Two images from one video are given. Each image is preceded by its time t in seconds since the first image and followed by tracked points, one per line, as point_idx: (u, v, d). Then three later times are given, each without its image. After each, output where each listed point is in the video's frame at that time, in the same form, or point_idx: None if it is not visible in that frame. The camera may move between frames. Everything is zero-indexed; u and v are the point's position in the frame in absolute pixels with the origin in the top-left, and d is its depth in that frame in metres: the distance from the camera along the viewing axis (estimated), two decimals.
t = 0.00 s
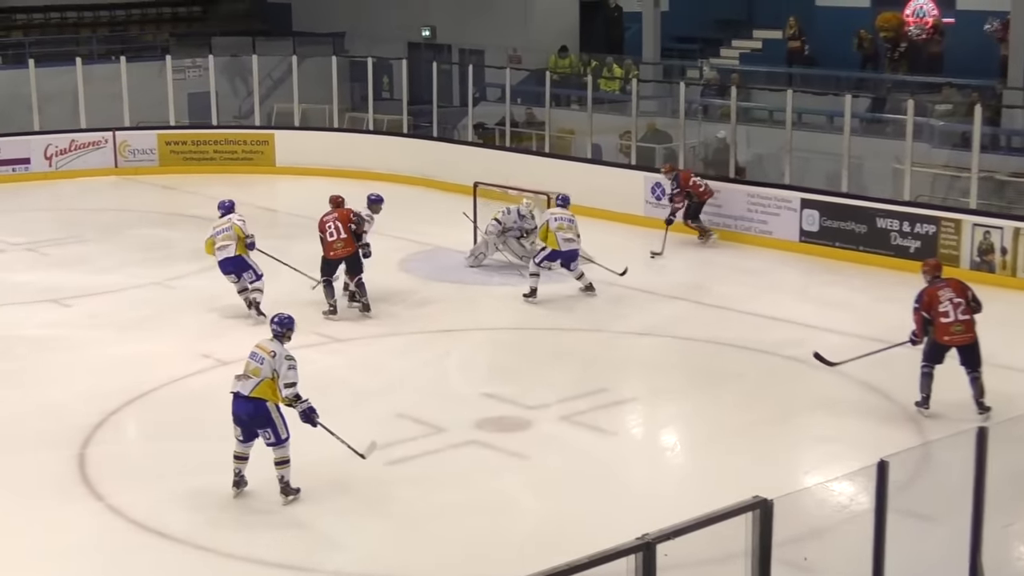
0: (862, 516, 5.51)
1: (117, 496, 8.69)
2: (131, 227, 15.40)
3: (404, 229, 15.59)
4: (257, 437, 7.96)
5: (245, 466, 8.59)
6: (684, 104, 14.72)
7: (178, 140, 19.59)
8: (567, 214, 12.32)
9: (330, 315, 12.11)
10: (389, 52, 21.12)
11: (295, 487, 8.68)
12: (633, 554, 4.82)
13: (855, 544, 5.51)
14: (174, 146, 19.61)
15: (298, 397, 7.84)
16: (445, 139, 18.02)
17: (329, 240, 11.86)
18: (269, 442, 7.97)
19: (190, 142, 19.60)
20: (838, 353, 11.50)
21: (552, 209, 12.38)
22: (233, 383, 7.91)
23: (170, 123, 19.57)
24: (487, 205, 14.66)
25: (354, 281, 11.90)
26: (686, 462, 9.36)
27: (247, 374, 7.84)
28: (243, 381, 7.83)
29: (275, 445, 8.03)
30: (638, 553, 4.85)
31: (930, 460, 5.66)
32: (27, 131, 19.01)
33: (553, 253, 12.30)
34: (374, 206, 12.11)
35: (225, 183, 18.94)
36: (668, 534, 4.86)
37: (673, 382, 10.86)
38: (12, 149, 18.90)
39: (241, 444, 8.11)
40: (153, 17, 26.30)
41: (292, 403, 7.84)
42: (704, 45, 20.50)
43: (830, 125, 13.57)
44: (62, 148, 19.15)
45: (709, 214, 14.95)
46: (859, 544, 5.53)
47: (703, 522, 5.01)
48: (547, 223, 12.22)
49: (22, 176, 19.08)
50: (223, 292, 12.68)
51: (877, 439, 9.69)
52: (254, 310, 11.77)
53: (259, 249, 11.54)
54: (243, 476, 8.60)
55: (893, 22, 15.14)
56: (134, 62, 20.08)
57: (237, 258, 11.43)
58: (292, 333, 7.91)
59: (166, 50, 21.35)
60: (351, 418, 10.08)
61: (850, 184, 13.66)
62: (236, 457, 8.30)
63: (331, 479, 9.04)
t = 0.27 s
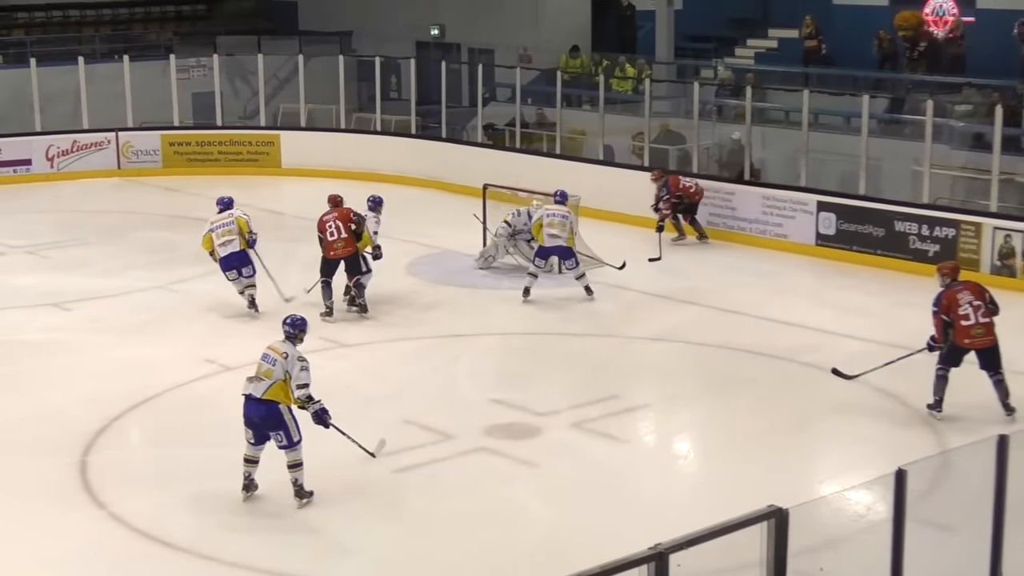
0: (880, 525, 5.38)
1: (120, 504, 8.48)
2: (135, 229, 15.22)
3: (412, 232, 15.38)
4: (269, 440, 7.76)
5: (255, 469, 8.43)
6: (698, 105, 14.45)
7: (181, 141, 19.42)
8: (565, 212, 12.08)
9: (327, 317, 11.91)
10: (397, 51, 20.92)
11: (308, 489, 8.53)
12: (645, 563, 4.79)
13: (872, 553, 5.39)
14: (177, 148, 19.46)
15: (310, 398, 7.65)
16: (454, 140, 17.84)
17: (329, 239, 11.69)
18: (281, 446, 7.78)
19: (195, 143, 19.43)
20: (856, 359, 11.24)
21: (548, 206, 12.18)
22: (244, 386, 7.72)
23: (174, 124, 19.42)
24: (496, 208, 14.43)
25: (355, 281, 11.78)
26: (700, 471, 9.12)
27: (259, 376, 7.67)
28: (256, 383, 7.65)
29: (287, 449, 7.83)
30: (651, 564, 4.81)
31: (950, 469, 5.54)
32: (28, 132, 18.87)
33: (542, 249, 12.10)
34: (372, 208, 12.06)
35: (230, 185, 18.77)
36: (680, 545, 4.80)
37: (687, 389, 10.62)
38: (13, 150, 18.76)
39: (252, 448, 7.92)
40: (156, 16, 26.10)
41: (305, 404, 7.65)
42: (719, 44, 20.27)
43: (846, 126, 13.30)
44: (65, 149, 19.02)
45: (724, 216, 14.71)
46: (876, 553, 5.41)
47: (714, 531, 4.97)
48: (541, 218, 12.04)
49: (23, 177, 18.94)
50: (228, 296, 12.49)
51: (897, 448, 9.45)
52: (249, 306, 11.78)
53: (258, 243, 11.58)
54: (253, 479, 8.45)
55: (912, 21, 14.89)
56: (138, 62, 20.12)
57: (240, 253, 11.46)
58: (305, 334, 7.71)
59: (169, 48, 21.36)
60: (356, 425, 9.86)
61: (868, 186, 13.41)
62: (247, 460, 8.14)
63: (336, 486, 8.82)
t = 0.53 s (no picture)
0: (892, 533, 5.27)
1: (119, 510, 8.29)
2: (134, 231, 15.06)
3: (416, 234, 15.21)
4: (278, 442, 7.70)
5: (261, 471, 8.32)
6: (707, 104, 14.33)
7: (181, 141, 19.26)
8: (559, 211, 12.09)
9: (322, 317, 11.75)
10: (400, 50, 20.74)
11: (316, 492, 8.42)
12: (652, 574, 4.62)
13: (884, 561, 5.24)
14: (177, 148, 19.29)
15: (317, 399, 7.54)
16: (459, 140, 17.67)
17: (325, 239, 11.66)
18: (289, 448, 7.69)
19: (194, 144, 19.27)
20: (868, 364, 11.03)
21: (542, 203, 12.21)
22: (252, 388, 7.64)
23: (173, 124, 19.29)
24: (501, 209, 14.26)
25: (352, 281, 11.73)
26: (708, 478, 8.91)
27: (266, 377, 7.59)
28: (264, 385, 7.57)
29: (296, 451, 7.76)
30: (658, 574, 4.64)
31: (964, 474, 5.40)
32: (26, 132, 18.74)
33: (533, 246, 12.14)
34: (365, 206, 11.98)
35: (230, 186, 18.62)
36: (689, 554, 4.63)
37: (696, 394, 10.43)
38: (11, 151, 18.61)
39: (259, 449, 7.84)
40: (155, 14, 25.94)
41: (311, 406, 7.52)
42: (728, 44, 20.08)
43: (859, 125, 13.12)
44: (63, 150, 18.89)
45: (733, 218, 14.48)
46: (888, 561, 5.27)
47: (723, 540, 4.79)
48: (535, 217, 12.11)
49: (21, 178, 18.79)
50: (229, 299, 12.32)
51: (911, 453, 9.24)
52: (237, 304, 11.86)
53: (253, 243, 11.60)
54: (259, 482, 8.34)
55: (925, 20, 14.70)
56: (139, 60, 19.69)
57: (239, 254, 11.46)
58: (312, 334, 7.68)
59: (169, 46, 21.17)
60: (359, 430, 9.69)
61: (880, 189, 13.20)
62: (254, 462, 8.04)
63: (337, 493, 8.63)
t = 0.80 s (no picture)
0: (908, 543, 5.20)
1: (119, 518, 8.07)
2: (135, 234, 14.88)
3: (422, 237, 15.01)
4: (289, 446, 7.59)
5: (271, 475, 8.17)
6: (719, 105, 14.09)
7: (183, 142, 19.08)
8: (558, 214, 11.89)
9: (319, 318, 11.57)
10: (406, 49, 20.55)
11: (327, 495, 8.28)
12: None
13: (899, 571, 5.20)
14: (179, 149, 19.13)
15: (327, 402, 7.48)
16: (466, 141, 17.48)
17: (321, 240, 11.51)
18: (300, 451, 7.59)
19: (196, 144, 19.10)
20: (885, 369, 10.79)
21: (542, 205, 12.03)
22: (262, 391, 7.53)
23: (175, 124, 19.14)
24: (508, 212, 14.06)
25: (346, 281, 11.55)
26: (722, 487, 8.68)
27: (277, 380, 7.48)
28: (275, 388, 7.46)
29: (307, 454, 7.64)
30: None
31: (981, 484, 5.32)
32: (25, 132, 18.59)
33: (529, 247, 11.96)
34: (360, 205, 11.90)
35: (234, 187, 18.44)
36: (701, 563, 4.57)
37: (708, 400, 10.20)
38: (11, 152, 18.45)
39: (269, 452, 7.73)
40: (156, 13, 25.75)
41: (322, 408, 7.48)
42: (741, 43, 19.86)
43: (874, 127, 12.88)
44: (63, 151, 18.74)
45: (746, 221, 14.26)
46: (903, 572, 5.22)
47: (737, 549, 4.73)
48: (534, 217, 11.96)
49: (19, 179, 18.62)
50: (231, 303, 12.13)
51: (930, 461, 9.00)
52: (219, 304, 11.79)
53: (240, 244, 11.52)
54: (268, 486, 8.19)
55: (943, 19, 14.47)
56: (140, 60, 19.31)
57: (227, 254, 11.36)
58: (323, 336, 7.53)
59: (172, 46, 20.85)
60: (363, 437, 9.47)
61: (896, 192, 12.96)
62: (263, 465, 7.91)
63: (342, 500, 8.41)
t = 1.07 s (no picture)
0: (929, 553, 5.03)
1: (123, 524, 7.86)
2: (140, 235, 14.72)
3: (431, 239, 14.81)
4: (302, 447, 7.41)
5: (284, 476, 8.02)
6: (736, 104, 13.87)
7: (188, 142, 18.96)
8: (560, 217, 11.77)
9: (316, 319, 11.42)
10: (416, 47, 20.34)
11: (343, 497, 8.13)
12: None
13: None
14: (184, 149, 19.01)
15: (342, 404, 7.31)
16: (476, 141, 17.28)
17: (320, 240, 11.33)
18: (314, 452, 7.42)
19: (201, 144, 18.97)
20: (906, 374, 10.55)
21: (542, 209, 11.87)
22: (275, 392, 7.34)
23: (180, 124, 18.99)
24: (520, 213, 13.87)
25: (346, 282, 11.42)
26: (738, 494, 8.45)
27: (291, 380, 7.29)
28: (289, 389, 7.27)
29: (320, 456, 7.48)
30: None
31: (1006, 492, 5.14)
32: (29, 132, 18.45)
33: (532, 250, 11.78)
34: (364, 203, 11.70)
35: (241, 188, 18.27)
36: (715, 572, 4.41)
37: (724, 406, 9.96)
38: (14, 152, 18.33)
39: (281, 454, 7.56)
40: (162, 11, 25.57)
41: (337, 410, 7.31)
42: (758, 41, 19.62)
43: (894, 127, 12.66)
44: (66, 151, 18.61)
45: (763, 223, 14.02)
46: None
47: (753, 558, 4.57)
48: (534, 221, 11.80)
49: (22, 179, 18.49)
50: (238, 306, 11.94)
51: (952, 469, 8.76)
52: (202, 303, 11.72)
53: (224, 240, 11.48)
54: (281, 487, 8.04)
55: (965, 16, 14.21)
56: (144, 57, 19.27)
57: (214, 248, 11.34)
58: (336, 336, 7.33)
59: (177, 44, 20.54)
60: (372, 443, 9.27)
61: (916, 194, 12.70)
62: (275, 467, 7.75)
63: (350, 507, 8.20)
